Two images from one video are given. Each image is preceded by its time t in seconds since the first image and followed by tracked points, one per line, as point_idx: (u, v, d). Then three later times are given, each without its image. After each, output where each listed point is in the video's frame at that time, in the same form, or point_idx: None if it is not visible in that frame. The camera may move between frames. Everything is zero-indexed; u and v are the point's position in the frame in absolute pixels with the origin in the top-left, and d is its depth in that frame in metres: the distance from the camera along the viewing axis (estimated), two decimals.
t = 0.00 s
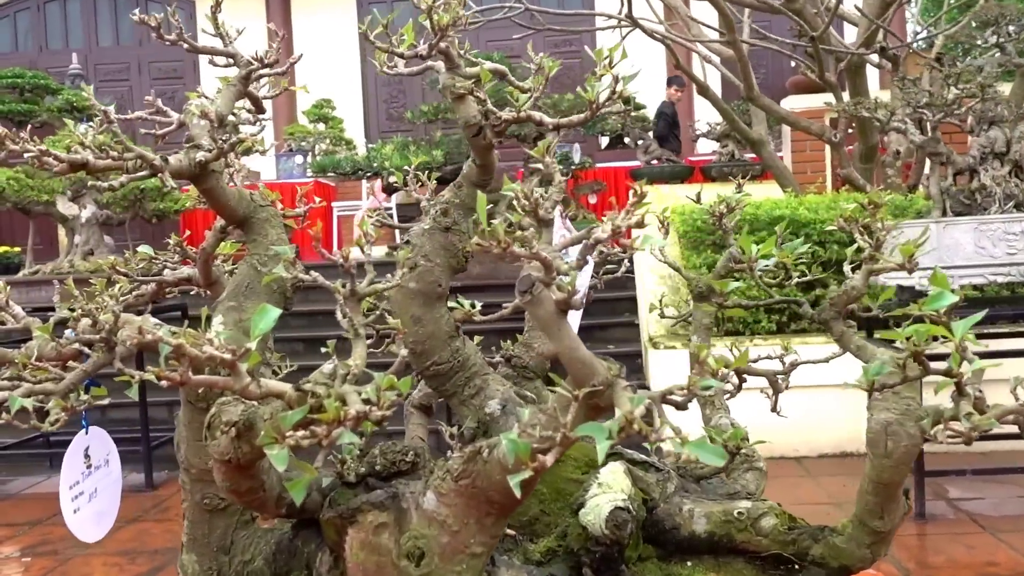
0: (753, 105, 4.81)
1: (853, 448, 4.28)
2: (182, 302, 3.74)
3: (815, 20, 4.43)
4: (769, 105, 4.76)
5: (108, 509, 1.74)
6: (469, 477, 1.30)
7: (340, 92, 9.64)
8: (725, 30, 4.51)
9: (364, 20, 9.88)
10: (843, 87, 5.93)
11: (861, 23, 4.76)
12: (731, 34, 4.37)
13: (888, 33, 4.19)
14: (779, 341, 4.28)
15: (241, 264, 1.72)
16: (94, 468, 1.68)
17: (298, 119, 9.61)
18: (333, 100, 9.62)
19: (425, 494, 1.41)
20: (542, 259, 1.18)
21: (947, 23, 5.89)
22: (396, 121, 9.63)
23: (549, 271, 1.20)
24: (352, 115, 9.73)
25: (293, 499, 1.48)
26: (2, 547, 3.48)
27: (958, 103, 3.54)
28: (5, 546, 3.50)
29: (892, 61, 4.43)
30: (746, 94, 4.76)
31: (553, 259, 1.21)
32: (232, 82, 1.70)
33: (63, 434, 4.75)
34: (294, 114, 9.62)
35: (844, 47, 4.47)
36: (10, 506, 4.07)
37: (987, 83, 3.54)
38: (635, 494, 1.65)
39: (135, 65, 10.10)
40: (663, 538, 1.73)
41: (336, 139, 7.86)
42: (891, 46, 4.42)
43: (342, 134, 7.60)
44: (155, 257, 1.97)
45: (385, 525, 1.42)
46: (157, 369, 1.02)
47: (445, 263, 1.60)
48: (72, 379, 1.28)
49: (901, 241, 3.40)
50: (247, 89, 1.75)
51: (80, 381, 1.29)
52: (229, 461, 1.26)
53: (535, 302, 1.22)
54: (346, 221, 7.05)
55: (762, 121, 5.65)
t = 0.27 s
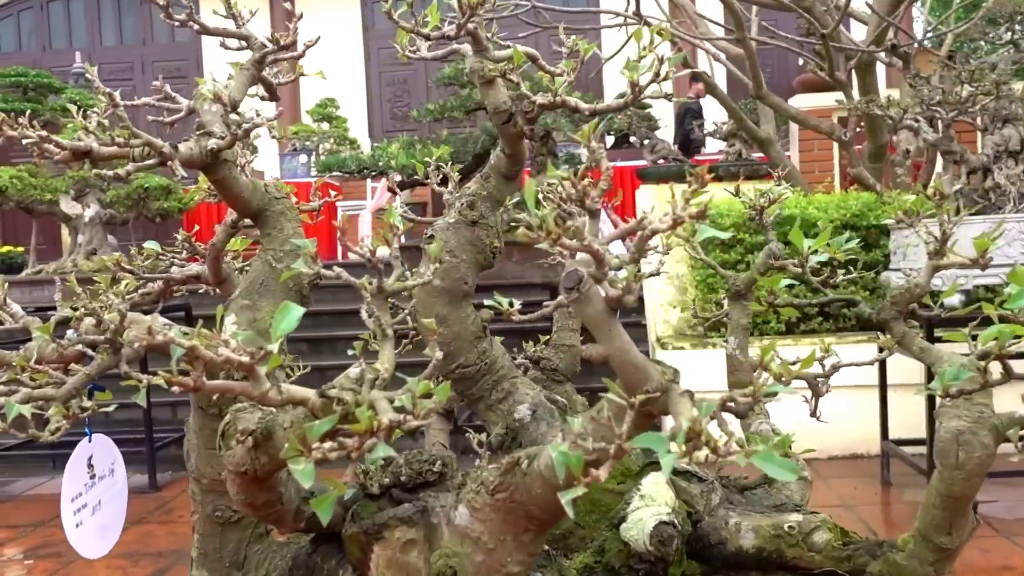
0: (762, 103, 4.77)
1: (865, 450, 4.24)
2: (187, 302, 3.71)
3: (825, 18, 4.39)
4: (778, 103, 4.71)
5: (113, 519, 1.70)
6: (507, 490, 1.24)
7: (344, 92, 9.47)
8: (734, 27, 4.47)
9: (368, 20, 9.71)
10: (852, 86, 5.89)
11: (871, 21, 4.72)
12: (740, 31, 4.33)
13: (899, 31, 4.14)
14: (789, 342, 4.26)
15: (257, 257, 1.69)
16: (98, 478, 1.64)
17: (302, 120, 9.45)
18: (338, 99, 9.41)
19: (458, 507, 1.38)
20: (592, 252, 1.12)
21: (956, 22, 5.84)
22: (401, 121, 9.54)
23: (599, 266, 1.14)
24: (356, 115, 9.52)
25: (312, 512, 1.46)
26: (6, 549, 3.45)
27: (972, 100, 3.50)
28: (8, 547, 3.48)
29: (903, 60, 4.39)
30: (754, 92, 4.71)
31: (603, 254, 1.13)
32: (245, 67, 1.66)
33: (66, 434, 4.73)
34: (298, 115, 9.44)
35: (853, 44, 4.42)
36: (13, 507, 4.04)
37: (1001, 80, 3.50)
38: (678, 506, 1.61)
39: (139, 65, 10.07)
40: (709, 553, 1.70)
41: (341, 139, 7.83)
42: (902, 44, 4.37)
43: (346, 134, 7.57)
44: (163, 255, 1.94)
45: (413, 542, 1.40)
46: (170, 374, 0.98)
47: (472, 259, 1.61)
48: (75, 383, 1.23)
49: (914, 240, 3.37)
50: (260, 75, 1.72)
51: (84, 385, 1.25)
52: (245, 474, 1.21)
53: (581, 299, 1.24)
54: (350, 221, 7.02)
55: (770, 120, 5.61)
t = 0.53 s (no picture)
0: (771, 100, 4.70)
1: (876, 451, 4.19)
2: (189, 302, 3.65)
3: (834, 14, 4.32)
4: (787, 100, 4.65)
5: (111, 531, 1.66)
6: (552, 506, 1.18)
7: (348, 92, 9.28)
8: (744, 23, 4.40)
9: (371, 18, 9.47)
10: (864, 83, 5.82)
11: (882, 18, 4.64)
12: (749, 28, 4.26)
13: (912, 26, 4.07)
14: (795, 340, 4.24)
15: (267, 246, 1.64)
16: (93, 491, 1.60)
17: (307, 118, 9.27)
18: (342, 98, 9.14)
19: (496, 524, 1.34)
20: (662, 233, 0.98)
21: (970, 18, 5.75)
22: (406, 118, 9.34)
23: (670, 248, 1.00)
24: (359, 113, 9.26)
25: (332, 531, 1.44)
26: (9, 551, 3.41)
27: (988, 96, 3.44)
28: (11, 549, 3.44)
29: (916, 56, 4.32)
30: (764, 88, 4.64)
31: (674, 237, 1.00)
32: (257, 39, 1.63)
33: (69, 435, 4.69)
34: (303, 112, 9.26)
35: (864, 40, 4.35)
36: (15, 508, 4.00)
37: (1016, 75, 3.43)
38: (735, 521, 1.60)
39: (142, 64, 10.02)
40: (766, 571, 1.66)
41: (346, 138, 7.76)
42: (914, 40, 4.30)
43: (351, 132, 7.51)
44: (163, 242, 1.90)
45: (446, 563, 1.42)
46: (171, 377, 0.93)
47: (501, 249, 1.65)
48: (64, 385, 1.23)
49: (931, 239, 3.32)
50: (271, 47, 1.69)
51: (79, 386, 1.23)
52: (255, 488, 1.17)
53: (644, 291, 1.04)
54: (354, 222, 6.96)
55: (779, 117, 5.55)
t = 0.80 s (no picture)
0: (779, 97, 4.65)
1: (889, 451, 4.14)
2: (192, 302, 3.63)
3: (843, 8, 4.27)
4: (795, 97, 4.59)
5: (108, 542, 1.61)
6: (604, 520, 1.11)
7: (351, 91, 9.23)
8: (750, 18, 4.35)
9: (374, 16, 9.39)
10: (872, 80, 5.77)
11: (891, 13, 4.58)
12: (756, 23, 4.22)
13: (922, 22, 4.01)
14: (805, 340, 4.22)
15: (280, 230, 1.61)
16: (88, 500, 1.55)
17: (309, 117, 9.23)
18: (345, 97, 9.09)
19: (539, 540, 1.28)
20: (743, 206, 0.84)
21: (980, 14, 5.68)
22: (409, 117, 9.29)
23: (751, 222, 0.85)
24: (363, 112, 9.21)
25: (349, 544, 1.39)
26: (11, 552, 3.37)
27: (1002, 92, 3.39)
28: (13, 550, 3.41)
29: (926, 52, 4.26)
30: (772, 85, 4.59)
31: (757, 209, 0.85)
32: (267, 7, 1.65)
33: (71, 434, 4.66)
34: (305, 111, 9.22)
35: (873, 35, 4.28)
36: (17, 509, 3.97)
37: None
38: (795, 535, 1.59)
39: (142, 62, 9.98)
40: None
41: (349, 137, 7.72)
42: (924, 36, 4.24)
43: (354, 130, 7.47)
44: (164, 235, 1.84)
45: None
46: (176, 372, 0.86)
47: (532, 235, 1.62)
48: (54, 383, 1.18)
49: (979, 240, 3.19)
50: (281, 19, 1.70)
51: (71, 384, 1.19)
52: (269, 500, 1.09)
53: (716, 276, 0.89)
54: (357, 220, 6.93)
55: (787, 114, 5.50)
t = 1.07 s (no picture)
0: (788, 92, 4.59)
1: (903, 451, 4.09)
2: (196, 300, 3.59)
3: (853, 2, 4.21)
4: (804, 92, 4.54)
5: (99, 544, 1.57)
6: (663, 522, 1.08)
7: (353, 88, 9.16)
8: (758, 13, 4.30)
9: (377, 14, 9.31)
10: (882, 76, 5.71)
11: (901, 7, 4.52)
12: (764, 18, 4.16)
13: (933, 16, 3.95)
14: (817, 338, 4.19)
15: (293, 202, 1.63)
16: (79, 500, 1.51)
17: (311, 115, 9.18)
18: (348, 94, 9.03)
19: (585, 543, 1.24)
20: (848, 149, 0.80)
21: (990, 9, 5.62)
22: (412, 115, 9.23)
23: (854, 168, 0.81)
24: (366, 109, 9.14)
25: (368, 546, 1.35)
26: (14, 552, 3.34)
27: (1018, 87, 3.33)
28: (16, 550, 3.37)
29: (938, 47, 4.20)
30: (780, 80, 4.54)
31: (862, 156, 0.81)
32: None
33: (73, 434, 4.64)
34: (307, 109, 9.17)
35: (882, 30, 4.23)
36: (20, 508, 3.93)
37: None
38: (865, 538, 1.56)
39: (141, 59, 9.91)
40: None
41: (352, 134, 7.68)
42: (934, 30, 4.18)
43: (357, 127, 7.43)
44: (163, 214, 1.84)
45: None
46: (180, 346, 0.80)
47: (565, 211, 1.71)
48: (39, 367, 1.12)
49: None
50: None
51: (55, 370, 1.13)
52: (281, 498, 1.06)
53: (806, 238, 0.85)
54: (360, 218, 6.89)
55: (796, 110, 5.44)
